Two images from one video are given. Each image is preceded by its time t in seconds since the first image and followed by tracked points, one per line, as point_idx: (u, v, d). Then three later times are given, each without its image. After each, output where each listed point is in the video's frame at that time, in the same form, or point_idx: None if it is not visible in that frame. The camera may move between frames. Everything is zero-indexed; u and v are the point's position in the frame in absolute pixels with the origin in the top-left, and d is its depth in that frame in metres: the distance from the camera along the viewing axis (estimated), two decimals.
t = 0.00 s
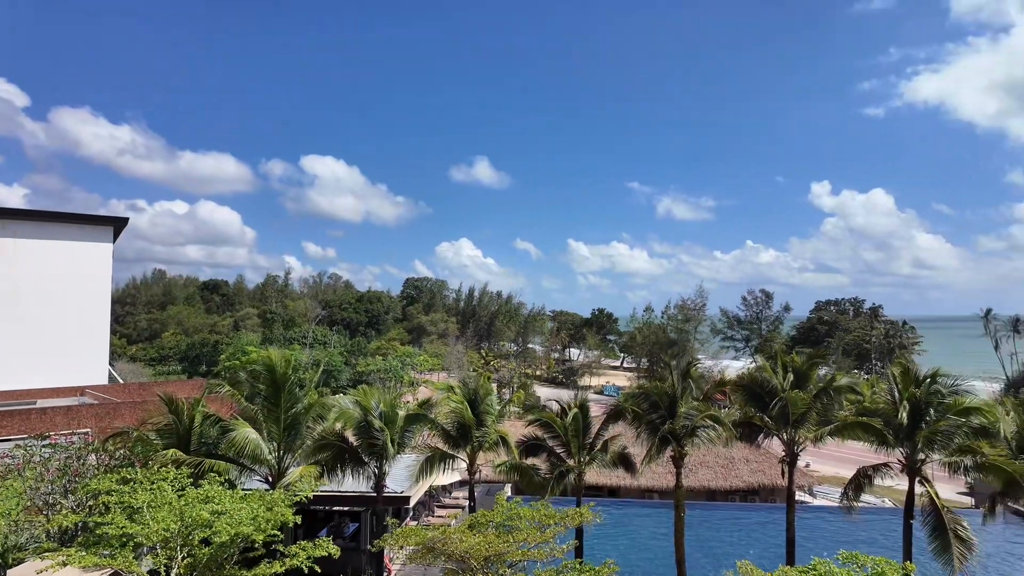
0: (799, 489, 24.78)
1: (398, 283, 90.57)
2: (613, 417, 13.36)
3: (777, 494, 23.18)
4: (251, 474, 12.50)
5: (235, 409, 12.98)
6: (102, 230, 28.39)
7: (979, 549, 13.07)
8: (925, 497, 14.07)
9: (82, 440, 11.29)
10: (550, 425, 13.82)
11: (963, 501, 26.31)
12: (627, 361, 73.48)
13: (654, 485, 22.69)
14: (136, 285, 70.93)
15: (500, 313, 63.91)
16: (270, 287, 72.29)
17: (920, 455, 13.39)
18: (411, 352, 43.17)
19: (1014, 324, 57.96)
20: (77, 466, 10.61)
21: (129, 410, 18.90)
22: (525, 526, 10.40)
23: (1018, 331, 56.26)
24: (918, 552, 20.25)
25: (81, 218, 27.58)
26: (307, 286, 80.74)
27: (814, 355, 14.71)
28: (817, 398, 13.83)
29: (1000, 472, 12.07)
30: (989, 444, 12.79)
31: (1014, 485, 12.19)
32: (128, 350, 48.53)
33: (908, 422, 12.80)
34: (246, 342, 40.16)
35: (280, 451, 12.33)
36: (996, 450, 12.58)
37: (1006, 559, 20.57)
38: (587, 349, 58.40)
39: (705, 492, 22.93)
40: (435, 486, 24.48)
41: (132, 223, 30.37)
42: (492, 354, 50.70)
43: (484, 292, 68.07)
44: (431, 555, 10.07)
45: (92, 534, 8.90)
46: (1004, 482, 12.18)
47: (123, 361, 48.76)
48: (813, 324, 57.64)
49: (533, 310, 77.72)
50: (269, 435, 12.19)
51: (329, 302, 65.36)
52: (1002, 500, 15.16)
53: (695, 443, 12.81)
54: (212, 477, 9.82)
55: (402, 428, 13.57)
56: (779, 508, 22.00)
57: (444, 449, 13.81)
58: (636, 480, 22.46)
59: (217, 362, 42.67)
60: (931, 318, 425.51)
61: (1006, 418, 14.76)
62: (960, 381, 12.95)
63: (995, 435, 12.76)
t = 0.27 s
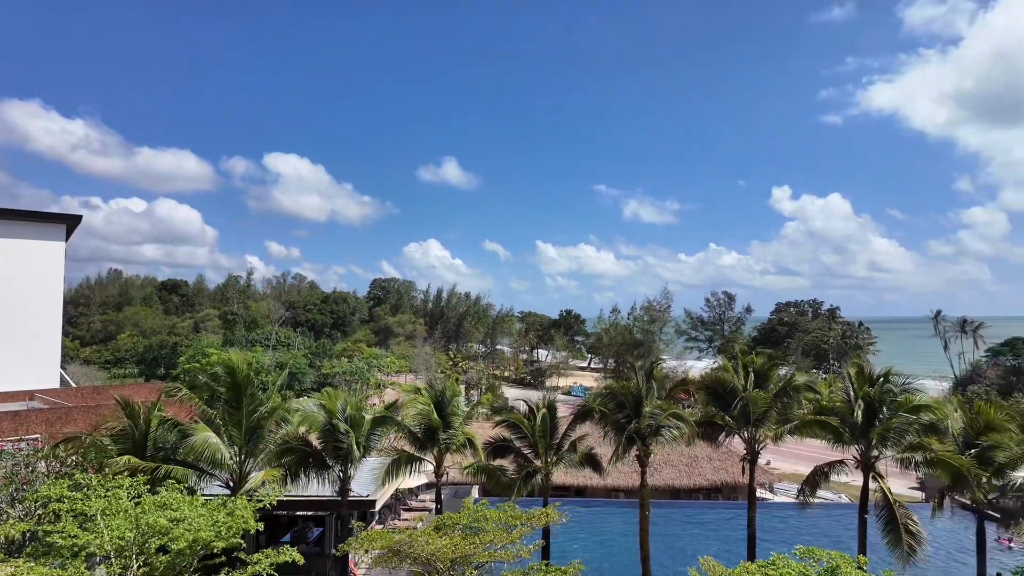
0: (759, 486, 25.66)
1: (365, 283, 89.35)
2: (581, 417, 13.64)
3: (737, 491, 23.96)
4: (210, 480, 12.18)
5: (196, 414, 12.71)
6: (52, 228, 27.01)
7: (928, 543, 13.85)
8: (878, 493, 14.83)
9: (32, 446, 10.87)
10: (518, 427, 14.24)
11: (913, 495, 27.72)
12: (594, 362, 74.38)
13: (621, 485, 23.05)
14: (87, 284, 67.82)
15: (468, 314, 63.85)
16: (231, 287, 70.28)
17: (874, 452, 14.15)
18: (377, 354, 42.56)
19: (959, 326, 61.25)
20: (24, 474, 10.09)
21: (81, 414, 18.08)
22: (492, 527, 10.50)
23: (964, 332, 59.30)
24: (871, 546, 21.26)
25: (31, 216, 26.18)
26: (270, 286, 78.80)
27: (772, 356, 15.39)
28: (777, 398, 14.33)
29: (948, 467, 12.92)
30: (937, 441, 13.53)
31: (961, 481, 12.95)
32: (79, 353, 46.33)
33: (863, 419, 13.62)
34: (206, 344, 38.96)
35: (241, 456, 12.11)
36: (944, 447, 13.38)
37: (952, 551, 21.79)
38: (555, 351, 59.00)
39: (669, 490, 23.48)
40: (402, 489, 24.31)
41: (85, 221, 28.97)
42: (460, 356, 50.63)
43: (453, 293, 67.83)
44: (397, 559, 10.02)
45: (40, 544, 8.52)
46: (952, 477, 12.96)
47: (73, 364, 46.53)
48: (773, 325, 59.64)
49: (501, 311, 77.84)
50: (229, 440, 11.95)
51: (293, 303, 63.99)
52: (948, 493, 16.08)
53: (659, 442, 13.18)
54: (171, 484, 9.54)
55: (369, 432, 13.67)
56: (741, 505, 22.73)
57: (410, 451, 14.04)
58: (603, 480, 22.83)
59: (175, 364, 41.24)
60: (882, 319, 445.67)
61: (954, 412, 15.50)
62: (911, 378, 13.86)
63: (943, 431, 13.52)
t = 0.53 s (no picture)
0: (725, 484, 26.39)
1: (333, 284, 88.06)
2: (550, 416, 13.88)
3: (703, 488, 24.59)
4: (172, 486, 11.86)
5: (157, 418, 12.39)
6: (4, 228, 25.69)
7: (883, 537, 14.66)
8: (838, 489, 15.49)
9: None
10: (488, 429, 14.43)
11: (871, 491, 28.90)
12: (565, 362, 75.00)
13: (590, 485, 23.37)
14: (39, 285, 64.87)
15: (438, 316, 63.63)
16: (194, 287, 68.29)
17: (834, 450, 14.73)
18: (345, 355, 41.97)
19: (913, 326, 64.00)
20: None
21: (35, 419, 17.36)
22: (461, 528, 10.55)
23: (919, 332, 61.99)
24: (831, 541, 22.11)
25: None
26: (234, 287, 77.00)
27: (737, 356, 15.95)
28: (741, 397, 14.91)
29: (903, 463, 13.54)
30: (893, 439, 14.12)
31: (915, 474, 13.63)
32: (30, 356, 44.25)
33: (823, 417, 14.23)
34: (168, 346, 37.78)
35: (205, 460, 11.82)
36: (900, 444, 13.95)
37: (907, 545, 22.85)
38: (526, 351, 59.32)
39: (637, 489, 23.94)
40: (370, 492, 24.11)
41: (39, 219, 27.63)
42: (430, 357, 50.40)
43: (423, 294, 67.44)
44: (365, 562, 9.98)
45: None
46: (906, 472, 13.60)
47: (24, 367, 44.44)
48: (738, 326, 61.26)
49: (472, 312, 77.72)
50: (193, 444, 11.66)
51: (259, 304, 62.58)
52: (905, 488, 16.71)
53: (627, 440, 13.46)
54: (129, 490, 9.27)
55: (337, 435, 13.66)
56: (706, 503, 23.36)
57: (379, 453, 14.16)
58: (572, 480, 23.11)
59: (135, 367, 39.86)
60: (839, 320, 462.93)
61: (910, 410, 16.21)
62: (868, 378, 14.45)
63: (899, 429, 14.13)
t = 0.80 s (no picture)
0: (693, 482, 27.05)
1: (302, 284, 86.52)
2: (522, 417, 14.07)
3: (671, 486, 25.14)
4: (133, 491, 11.57)
5: (118, 422, 12.10)
6: None
7: (845, 532, 15.34)
8: (804, 486, 16.06)
9: None
10: (459, 429, 14.62)
11: (834, 488, 30.01)
12: (538, 363, 75.43)
13: (561, 484, 23.62)
14: None
15: (410, 317, 63.22)
16: (156, 286, 66.23)
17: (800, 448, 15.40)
18: (315, 357, 41.33)
19: (873, 327, 66.54)
20: None
21: None
22: (431, 531, 10.61)
23: (878, 332, 64.55)
24: (795, 536, 22.92)
25: None
26: (199, 287, 74.95)
27: (706, 356, 16.36)
28: (708, 395, 15.60)
29: (867, 460, 14.20)
30: (856, 436, 15.06)
31: (878, 472, 14.31)
32: None
33: (789, 415, 14.59)
34: (129, 348, 36.54)
35: (168, 465, 11.58)
36: (861, 440, 14.96)
37: (867, 539, 23.86)
38: (498, 352, 59.52)
39: (609, 488, 24.33)
40: (339, 495, 23.89)
41: None
42: (402, 359, 50.06)
43: (395, 295, 66.93)
44: (334, 567, 9.90)
45: None
46: (868, 469, 14.25)
47: None
48: (707, 327, 62.69)
49: (445, 312, 77.45)
50: (155, 448, 11.41)
51: (226, 305, 61.09)
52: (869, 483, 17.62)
53: (597, 440, 13.66)
54: (87, 496, 9.01)
55: (306, 437, 13.68)
56: (674, 501, 23.94)
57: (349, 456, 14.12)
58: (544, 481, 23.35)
59: (94, 370, 38.44)
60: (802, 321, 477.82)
61: (872, 409, 17.06)
62: (830, 378, 15.14)
63: (861, 428, 15.10)
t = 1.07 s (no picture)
0: (662, 480, 27.61)
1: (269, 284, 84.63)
2: (493, 417, 14.23)
3: (640, 485, 25.61)
4: (91, 497, 11.24)
5: (75, 426, 11.74)
6: None
7: (808, 526, 16.11)
8: (769, 483, 16.62)
9: None
10: (430, 430, 14.74)
11: (797, 484, 30.98)
12: (510, 364, 75.63)
13: (532, 485, 23.79)
14: None
15: (380, 317, 62.62)
16: (116, 285, 64.00)
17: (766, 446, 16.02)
18: (283, 358, 40.56)
19: (834, 327, 68.91)
20: None
21: None
22: (399, 534, 10.67)
23: (840, 331, 66.85)
24: (760, 532, 23.66)
25: None
26: (161, 287, 72.56)
27: (674, 357, 16.82)
28: (676, 394, 15.99)
29: (828, 456, 14.82)
30: (819, 433, 15.65)
31: (839, 467, 14.93)
32: None
33: (753, 413, 15.13)
34: (86, 350, 35.18)
35: (129, 469, 11.30)
36: (825, 438, 15.57)
37: (830, 534, 24.80)
38: (470, 352, 59.47)
39: (579, 487, 24.64)
40: (307, 499, 23.57)
41: None
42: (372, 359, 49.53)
43: (365, 295, 66.18)
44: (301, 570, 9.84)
45: None
46: (829, 463, 14.86)
47: None
48: (676, 327, 63.92)
49: (416, 313, 76.96)
50: (115, 452, 11.11)
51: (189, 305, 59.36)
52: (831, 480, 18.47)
53: (568, 439, 13.88)
54: (42, 502, 8.71)
55: (272, 440, 13.63)
56: (642, 499, 24.43)
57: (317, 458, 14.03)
58: (515, 481, 23.53)
59: (48, 373, 36.85)
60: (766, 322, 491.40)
61: (833, 407, 17.73)
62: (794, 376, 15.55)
63: (824, 425, 15.62)
